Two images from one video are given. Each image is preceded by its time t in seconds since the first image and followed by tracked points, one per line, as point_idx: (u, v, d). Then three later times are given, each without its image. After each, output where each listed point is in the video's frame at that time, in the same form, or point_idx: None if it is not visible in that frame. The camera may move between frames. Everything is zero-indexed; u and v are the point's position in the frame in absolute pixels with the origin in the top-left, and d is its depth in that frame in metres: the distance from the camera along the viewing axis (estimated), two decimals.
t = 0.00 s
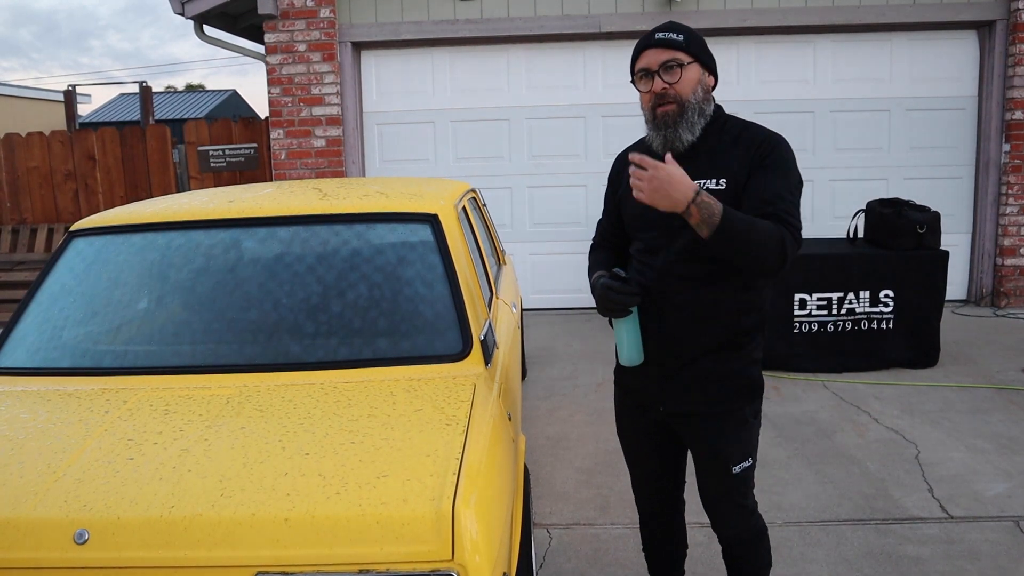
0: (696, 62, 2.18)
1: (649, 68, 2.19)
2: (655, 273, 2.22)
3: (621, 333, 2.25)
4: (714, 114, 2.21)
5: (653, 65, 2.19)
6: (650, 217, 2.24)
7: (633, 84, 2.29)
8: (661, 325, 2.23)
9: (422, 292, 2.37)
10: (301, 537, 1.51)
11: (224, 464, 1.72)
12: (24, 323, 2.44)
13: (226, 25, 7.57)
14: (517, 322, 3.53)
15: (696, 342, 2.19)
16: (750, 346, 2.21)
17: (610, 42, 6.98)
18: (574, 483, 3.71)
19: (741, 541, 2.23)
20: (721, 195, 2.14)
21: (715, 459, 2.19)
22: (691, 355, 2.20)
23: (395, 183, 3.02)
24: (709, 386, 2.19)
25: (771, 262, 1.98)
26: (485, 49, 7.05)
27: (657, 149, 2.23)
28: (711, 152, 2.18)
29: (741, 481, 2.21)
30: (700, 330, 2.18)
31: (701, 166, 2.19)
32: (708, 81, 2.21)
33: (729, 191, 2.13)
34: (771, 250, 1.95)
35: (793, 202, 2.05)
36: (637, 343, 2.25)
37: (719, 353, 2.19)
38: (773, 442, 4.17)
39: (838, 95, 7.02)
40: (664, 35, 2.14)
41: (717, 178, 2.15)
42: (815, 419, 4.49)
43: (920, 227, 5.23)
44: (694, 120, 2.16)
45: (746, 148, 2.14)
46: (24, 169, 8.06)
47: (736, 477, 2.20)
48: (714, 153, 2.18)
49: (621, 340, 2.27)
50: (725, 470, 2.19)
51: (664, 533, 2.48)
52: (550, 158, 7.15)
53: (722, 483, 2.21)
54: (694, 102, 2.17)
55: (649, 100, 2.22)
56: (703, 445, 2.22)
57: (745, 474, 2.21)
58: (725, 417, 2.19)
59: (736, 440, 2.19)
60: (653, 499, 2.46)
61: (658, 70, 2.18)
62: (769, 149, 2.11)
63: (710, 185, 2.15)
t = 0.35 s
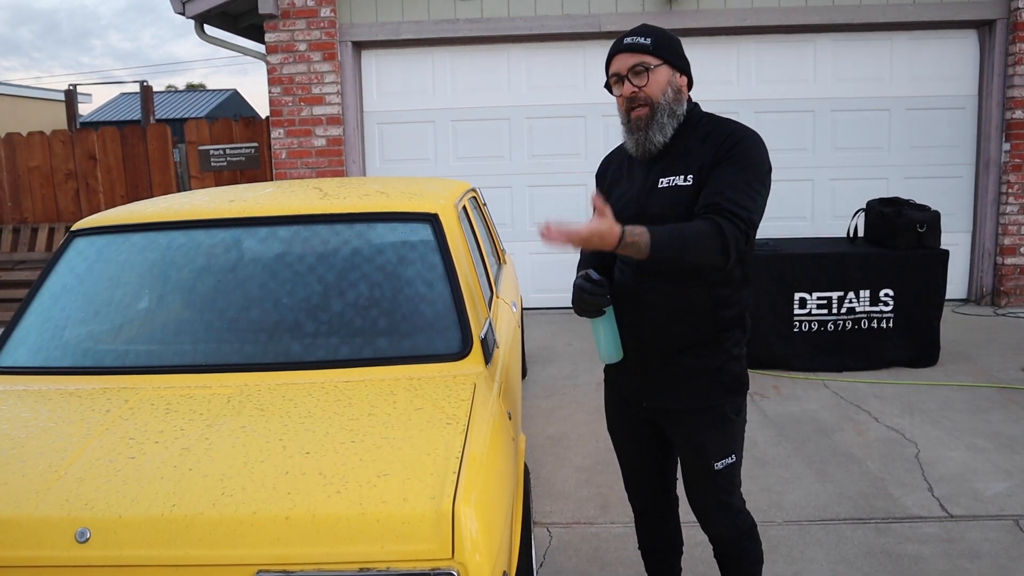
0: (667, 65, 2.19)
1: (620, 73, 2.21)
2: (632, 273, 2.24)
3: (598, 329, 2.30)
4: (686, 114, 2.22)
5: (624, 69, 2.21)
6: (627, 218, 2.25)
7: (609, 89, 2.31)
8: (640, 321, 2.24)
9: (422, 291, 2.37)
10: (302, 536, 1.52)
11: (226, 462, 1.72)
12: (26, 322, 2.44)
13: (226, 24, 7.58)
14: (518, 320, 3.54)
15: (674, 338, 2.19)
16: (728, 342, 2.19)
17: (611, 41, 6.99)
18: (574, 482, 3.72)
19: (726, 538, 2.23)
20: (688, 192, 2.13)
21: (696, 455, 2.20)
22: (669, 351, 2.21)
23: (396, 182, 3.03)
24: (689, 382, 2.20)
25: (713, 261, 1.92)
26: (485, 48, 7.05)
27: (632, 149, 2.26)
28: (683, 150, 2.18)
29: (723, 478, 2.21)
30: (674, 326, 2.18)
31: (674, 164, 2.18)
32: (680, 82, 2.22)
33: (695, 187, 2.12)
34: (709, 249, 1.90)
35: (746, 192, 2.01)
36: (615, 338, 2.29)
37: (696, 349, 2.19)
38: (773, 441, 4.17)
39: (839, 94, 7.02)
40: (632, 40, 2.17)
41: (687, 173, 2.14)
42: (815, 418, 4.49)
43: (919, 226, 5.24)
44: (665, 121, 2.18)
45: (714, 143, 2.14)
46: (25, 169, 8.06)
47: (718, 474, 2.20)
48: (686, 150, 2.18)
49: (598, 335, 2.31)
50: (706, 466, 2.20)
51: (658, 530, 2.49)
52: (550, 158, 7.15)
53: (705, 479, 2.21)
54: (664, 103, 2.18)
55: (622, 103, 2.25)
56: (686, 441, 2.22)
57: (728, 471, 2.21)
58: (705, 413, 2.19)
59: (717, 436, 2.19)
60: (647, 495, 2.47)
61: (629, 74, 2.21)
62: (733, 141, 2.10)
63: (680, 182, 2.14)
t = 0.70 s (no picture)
0: (661, 63, 2.21)
1: (616, 69, 2.21)
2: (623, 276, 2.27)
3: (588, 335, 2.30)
4: (678, 113, 2.23)
5: (620, 65, 2.21)
6: (620, 220, 2.28)
7: (602, 85, 2.31)
8: (628, 324, 2.26)
9: (424, 291, 2.38)
10: (304, 535, 1.52)
11: (228, 462, 1.72)
12: (27, 323, 2.44)
13: (226, 25, 7.58)
14: (518, 319, 3.55)
15: (662, 340, 2.20)
16: (717, 343, 2.19)
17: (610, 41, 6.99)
18: (574, 482, 3.72)
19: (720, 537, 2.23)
20: (684, 199, 2.13)
21: (688, 455, 2.20)
22: (659, 352, 2.21)
23: (397, 182, 3.04)
24: (677, 383, 2.20)
25: (752, 286, 2.05)
26: (485, 49, 7.05)
27: (625, 145, 2.25)
28: (678, 153, 2.18)
29: (716, 478, 2.20)
30: (662, 329, 2.20)
31: (667, 167, 2.18)
32: (673, 81, 2.24)
33: (691, 194, 2.13)
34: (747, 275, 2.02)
35: (762, 210, 2.03)
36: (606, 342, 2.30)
37: (685, 350, 2.19)
38: (773, 441, 4.17)
39: (839, 95, 7.03)
40: (629, 36, 2.17)
41: (680, 180, 2.14)
42: (815, 418, 4.49)
43: (920, 227, 5.24)
44: (659, 118, 2.18)
45: (709, 148, 2.13)
46: (25, 170, 8.06)
47: (710, 474, 2.19)
48: (679, 153, 2.18)
49: (589, 340, 2.32)
50: (698, 467, 2.20)
51: (658, 529, 2.50)
52: (550, 158, 7.15)
53: (697, 479, 2.21)
54: (659, 100, 2.18)
55: (615, 100, 2.25)
56: (677, 441, 2.22)
57: (720, 471, 2.20)
58: (695, 413, 2.19)
59: (708, 437, 2.18)
60: (645, 494, 2.47)
61: (625, 70, 2.21)
62: (732, 148, 2.09)
63: (673, 187, 2.15)
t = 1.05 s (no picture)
0: (657, 63, 2.20)
1: (612, 73, 2.20)
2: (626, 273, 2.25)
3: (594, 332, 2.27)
4: (677, 111, 2.24)
5: (616, 68, 2.20)
6: (622, 218, 2.27)
7: (599, 89, 2.30)
8: (632, 320, 2.24)
9: (424, 289, 2.38)
10: (305, 533, 1.52)
11: (228, 460, 1.72)
12: (26, 322, 2.44)
13: (226, 24, 7.58)
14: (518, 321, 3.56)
15: (666, 337, 2.20)
16: (720, 339, 2.20)
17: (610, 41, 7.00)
18: (574, 481, 3.72)
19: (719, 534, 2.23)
20: (689, 194, 2.14)
21: (689, 452, 2.20)
22: (662, 349, 2.21)
23: (396, 181, 3.04)
24: (679, 380, 2.20)
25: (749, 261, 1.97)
26: (485, 48, 7.06)
27: (627, 147, 2.24)
28: (679, 150, 2.19)
29: (717, 475, 2.21)
30: (667, 325, 2.19)
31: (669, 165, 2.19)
32: (670, 79, 2.23)
33: (695, 189, 2.14)
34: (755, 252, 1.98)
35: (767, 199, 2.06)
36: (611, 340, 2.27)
37: (690, 347, 2.19)
38: (773, 440, 4.18)
39: (838, 95, 7.04)
40: (623, 40, 2.16)
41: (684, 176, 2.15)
42: (814, 418, 4.50)
43: (919, 226, 5.25)
44: (661, 117, 2.18)
45: (710, 144, 2.15)
46: (24, 170, 8.06)
47: (711, 471, 2.20)
48: (680, 150, 2.19)
49: (594, 338, 2.28)
50: (699, 464, 2.19)
51: (656, 528, 2.50)
52: (550, 157, 7.16)
53: (698, 476, 2.21)
54: (659, 100, 2.18)
55: (614, 103, 2.24)
56: (679, 439, 2.22)
57: (721, 468, 2.20)
58: (697, 410, 2.19)
59: (709, 433, 2.19)
60: (644, 493, 2.47)
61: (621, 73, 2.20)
62: (732, 145, 2.12)
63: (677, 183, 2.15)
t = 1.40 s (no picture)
0: (648, 63, 2.21)
1: (603, 72, 2.23)
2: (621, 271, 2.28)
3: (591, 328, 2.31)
4: (666, 111, 2.24)
5: (606, 68, 2.23)
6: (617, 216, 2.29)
7: (592, 88, 2.33)
8: (627, 318, 2.27)
9: (426, 288, 2.38)
10: (308, 529, 1.53)
11: (232, 457, 1.73)
12: (29, 320, 2.45)
13: (226, 24, 7.58)
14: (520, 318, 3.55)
15: (660, 334, 2.21)
16: (714, 336, 2.20)
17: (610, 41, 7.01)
18: (574, 480, 3.73)
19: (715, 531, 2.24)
20: (676, 189, 2.15)
21: (686, 450, 2.21)
22: (658, 346, 2.22)
23: (398, 180, 3.05)
24: (675, 377, 2.20)
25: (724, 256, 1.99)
26: (485, 48, 7.06)
27: (616, 144, 2.27)
28: (667, 146, 2.19)
29: (713, 472, 2.22)
30: (661, 321, 2.20)
31: (658, 161, 2.20)
32: (661, 80, 2.23)
33: (682, 184, 2.15)
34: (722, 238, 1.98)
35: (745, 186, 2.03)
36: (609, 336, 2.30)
37: (685, 343, 2.20)
38: (772, 439, 4.19)
39: (837, 95, 7.05)
40: (614, 40, 2.19)
41: (671, 171, 2.16)
42: (814, 416, 4.51)
43: (918, 225, 5.27)
44: (646, 117, 2.20)
45: (696, 141, 2.15)
46: (24, 169, 8.06)
47: (708, 468, 2.21)
48: (668, 148, 2.19)
49: (592, 334, 2.32)
50: (696, 461, 2.21)
51: (658, 526, 2.51)
52: (550, 157, 7.16)
53: (694, 474, 2.22)
54: (645, 100, 2.20)
55: (604, 101, 2.27)
56: (675, 436, 2.23)
57: (717, 466, 2.21)
58: (694, 408, 2.20)
59: (705, 430, 2.20)
60: (646, 490, 2.49)
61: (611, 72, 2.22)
62: (717, 138, 2.11)
63: (665, 180, 2.17)
